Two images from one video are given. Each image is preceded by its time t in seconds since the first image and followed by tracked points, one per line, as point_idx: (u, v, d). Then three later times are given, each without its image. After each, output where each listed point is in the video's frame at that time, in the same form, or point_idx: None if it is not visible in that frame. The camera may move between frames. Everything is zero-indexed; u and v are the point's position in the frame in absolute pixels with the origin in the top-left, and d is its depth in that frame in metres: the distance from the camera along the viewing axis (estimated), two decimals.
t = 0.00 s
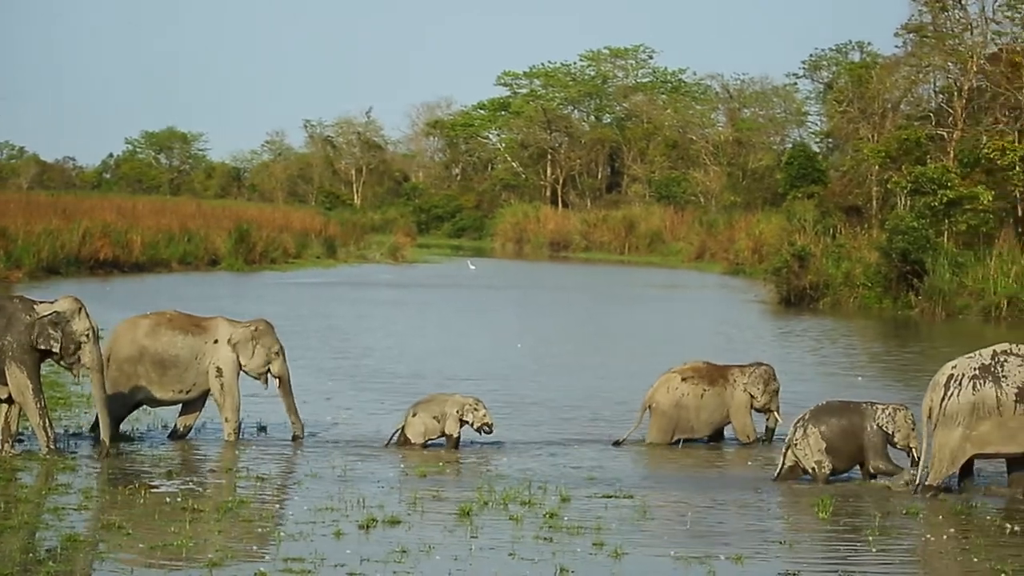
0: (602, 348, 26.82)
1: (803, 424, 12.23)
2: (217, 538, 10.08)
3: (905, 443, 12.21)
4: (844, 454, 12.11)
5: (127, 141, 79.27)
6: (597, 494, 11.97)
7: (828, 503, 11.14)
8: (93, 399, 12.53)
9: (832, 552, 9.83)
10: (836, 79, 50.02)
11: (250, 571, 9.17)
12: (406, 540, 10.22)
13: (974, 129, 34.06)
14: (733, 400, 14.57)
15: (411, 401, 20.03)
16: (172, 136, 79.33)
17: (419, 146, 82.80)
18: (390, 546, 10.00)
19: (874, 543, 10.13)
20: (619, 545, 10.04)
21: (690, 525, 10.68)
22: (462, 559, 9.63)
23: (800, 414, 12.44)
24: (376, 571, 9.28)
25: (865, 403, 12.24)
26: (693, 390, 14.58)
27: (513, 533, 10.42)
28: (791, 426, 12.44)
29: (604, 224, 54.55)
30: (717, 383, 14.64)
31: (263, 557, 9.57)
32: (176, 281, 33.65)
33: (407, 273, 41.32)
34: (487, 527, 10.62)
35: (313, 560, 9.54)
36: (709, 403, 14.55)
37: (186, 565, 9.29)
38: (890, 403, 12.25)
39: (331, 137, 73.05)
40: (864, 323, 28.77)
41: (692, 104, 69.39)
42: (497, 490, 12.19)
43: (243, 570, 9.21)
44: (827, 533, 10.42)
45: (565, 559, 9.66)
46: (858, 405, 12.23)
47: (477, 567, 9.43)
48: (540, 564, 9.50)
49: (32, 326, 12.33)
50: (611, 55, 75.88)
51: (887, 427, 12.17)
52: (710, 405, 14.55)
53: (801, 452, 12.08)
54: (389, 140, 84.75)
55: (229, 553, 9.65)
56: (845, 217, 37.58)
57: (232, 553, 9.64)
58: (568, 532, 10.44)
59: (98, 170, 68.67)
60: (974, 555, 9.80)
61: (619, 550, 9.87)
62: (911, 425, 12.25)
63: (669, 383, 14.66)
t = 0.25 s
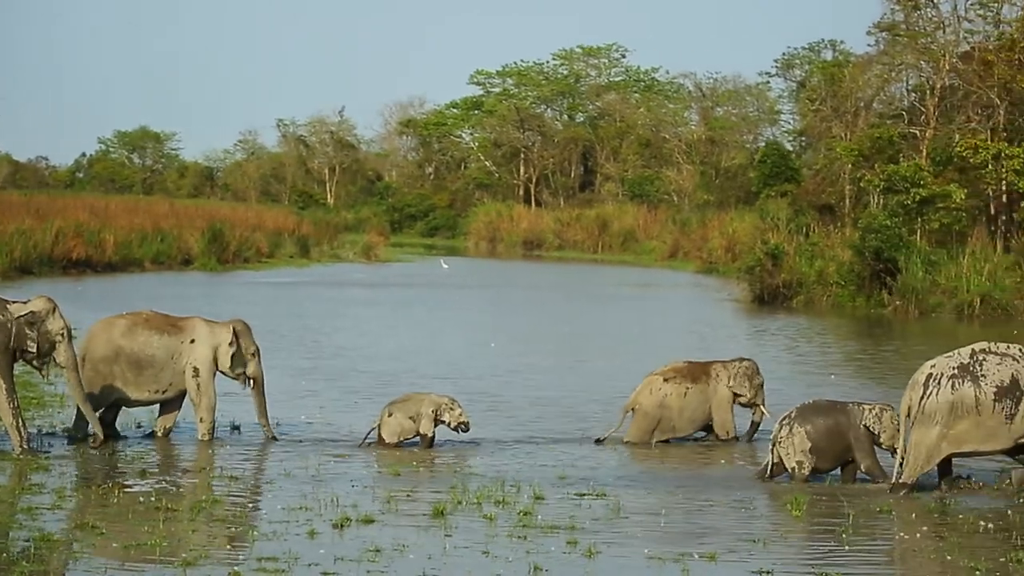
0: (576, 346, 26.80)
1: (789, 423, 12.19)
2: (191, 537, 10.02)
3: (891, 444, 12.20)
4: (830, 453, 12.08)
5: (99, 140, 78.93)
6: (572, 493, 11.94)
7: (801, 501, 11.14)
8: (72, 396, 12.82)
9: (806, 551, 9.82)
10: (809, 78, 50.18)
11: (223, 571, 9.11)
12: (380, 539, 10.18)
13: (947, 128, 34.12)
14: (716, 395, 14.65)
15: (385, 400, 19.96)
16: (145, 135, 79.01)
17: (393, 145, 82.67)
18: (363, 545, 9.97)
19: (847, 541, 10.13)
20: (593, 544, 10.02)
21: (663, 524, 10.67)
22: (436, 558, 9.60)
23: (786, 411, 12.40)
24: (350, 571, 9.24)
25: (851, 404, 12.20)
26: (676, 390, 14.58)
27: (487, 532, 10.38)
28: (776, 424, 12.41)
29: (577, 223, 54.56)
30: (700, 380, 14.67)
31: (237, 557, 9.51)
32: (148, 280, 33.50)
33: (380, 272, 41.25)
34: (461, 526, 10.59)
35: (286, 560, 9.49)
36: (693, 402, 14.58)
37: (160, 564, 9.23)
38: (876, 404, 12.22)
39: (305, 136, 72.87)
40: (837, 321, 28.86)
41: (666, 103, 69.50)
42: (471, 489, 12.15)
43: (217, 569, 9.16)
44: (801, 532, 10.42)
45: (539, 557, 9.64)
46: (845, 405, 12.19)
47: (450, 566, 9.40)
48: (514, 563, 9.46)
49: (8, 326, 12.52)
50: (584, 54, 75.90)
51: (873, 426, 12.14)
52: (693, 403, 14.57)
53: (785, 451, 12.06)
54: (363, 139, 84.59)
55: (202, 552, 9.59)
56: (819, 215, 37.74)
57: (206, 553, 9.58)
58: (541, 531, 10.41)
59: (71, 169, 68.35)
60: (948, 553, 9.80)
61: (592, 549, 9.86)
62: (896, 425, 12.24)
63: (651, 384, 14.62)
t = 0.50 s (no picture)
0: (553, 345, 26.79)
1: (777, 420, 12.18)
2: (167, 537, 9.98)
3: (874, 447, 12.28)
4: (817, 452, 12.10)
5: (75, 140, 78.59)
6: (549, 492, 11.93)
7: (777, 501, 11.17)
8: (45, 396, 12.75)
9: (783, 550, 9.83)
10: (785, 76, 50.28)
11: (199, 570, 9.06)
12: (357, 538, 10.15)
13: (922, 126, 34.18)
14: (700, 391, 14.72)
15: (362, 400, 19.92)
16: (121, 134, 78.71)
17: (369, 144, 82.51)
18: (340, 544, 9.94)
19: (823, 540, 10.14)
20: (569, 543, 10.01)
21: (640, 523, 10.66)
22: (412, 557, 9.58)
23: (772, 410, 12.39)
24: (327, 570, 9.22)
25: (838, 405, 12.26)
26: (661, 391, 14.58)
27: (463, 531, 10.36)
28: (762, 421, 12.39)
29: (553, 222, 54.55)
30: (684, 379, 14.71)
31: (212, 557, 9.47)
32: (124, 279, 33.36)
33: (356, 272, 41.18)
34: (438, 525, 10.56)
35: (262, 559, 9.46)
36: (679, 400, 14.60)
37: (135, 565, 9.19)
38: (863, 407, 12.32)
39: (281, 135, 72.67)
40: (813, 319, 28.93)
41: (642, 101, 69.54)
42: (448, 488, 12.12)
43: (193, 569, 9.12)
44: (778, 530, 10.42)
45: (516, 556, 9.62)
46: (833, 406, 12.24)
47: (426, 565, 9.38)
48: (491, 562, 9.44)
49: None
50: (560, 53, 75.89)
51: (860, 428, 12.25)
52: (678, 403, 14.58)
53: (772, 448, 12.04)
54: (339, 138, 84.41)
55: (178, 552, 9.55)
56: (794, 214, 37.86)
57: (182, 553, 9.54)
58: (518, 530, 10.39)
59: (46, 169, 68.03)
60: (924, 550, 9.81)
61: (569, 548, 9.86)
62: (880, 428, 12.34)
63: (637, 386, 14.61)
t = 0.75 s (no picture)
0: (528, 344, 26.81)
1: (764, 419, 12.09)
2: (143, 536, 9.94)
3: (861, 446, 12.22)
4: (802, 452, 12.00)
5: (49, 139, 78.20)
6: (525, 490, 11.93)
7: (753, 499, 11.18)
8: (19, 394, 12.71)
9: (759, 548, 9.85)
10: (760, 75, 50.40)
11: (175, 571, 9.03)
12: (332, 537, 10.12)
13: (897, 125, 34.29)
14: (681, 387, 14.75)
15: (338, 399, 19.88)
16: (96, 134, 78.36)
17: (344, 143, 82.37)
18: (316, 543, 9.91)
19: (797, 537, 10.16)
20: (545, 542, 10.00)
21: (616, 521, 10.67)
22: (388, 556, 9.56)
23: (759, 409, 12.32)
24: (302, 569, 9.19)
25: (827, 405, 12.18)
26: (640, 386, 14.69)
27: (439, 530, 10.35)
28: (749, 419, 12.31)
29: (529, 220, 54.55)
30: (664, 374, 14.78)
31: (188, 557, 9.44)
32: (98, 279, 33.21)
33: (332, 271, 41.08)
34: (414, 524, 10.55)
35: (238, 559, 9.44)
36: (658, 395, 14.70)
37: (111, 565, 9.15)
38: (851, 407, 12.22)
39: (256, 134, 72.57)
40: (789, 318, 29.02)
41: (617, 100, 69.64)
42: (424, 487, 12.11)
43: (168, 569, 9.09)
44: (754, 528, 10.45)
45: (492, 555, 9.62)
46: (821, 406, 12.14)
47: (402, 564, 9.36)
48: (467, 561, 9.44)
49: None
50: (536, 52, 75.90)
51: (848, 429, 12.16)
52: (657, 398, 14.69)
53: (755, 448, 11.97)
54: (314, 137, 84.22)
55: (154, 552, 9.51)
56: (769, 212, 38.01)
57: (157, 553, 9.51)
58: (494, 528, 10.39)
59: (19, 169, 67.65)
60: (899, 547, 9.84)
61: (545, 546, 9.85)
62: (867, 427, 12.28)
63: (616, 381, 14.72)
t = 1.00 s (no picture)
0: (503, 342, 26.83)
1: (747, 420, 12.17)
2: (119, 536, 9.91)
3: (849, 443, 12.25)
4: (786, 452, 12.05)
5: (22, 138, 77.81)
6: (501, 489, 11.94)
7: (729, 497, 11.20)
8: None
9: (735, 545, 9.87)
10: (734, 74, 50.57)
11: (151, 570, 9.01)
12: (309, 536, 10.11)
13: (872, 123, 34.43)
14: (660, 384, 14.81)
15: (314, 398, 19.85)
16: (70, 133, 78.01)
17: (319, 142, 82.23)
18: (292, 543, 9.90)
19: (772, 535, 10.19)
20: (521, 540, 10.01)
21: (592, 520, 10.69)
22: (364, 555, 9.56)
23: (744, 410, 12.39)
24: (278, 569, 9.19)
25: (811, 405, 12.24)
26: (618, 379, 14.80)
27: (415, 529, 10.34)
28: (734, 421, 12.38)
29: (504, 219, 54.58)
30: (643, 370, 14.88)
31: (164, 556, 9.43)
32: (72, 278, 33.06)
33: (307, 270, 40.99)
34: (390, 523, 10.54)
35: (214, 558, 9.43)
36: (637, 389, 14.79)
37: (87, 564, 9.13)
38: (837, 406, 12.26)
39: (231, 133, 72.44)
40: (764, 316, 29.10)
41: (592, 98, 69.76)
42: (400, 486, 12.11)
43: (145, 568, 9.07)
44: (731, 526, 10.47)
45: (468, 554, 9.62)
46: (805, 406, 12.20)
47: (379, 563, 9.36)
48: (444, 560, 9.44)
49: None
50: (510, 51, 75.92)
51: (834, 426, 12.19)
52: (637, 392, 14.77)
53: (736, 447, 12.04)
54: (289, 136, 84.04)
55: (130, 552, 9.49)
56: (745, 211, 38.14)
57: (134, 552, 9.48)
58: (470, 527, 10.40)
59: None
60: (875, 545, 9.88)
61: (522, 545, 9.86)
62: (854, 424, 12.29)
63: (594, 375, 14.85)
